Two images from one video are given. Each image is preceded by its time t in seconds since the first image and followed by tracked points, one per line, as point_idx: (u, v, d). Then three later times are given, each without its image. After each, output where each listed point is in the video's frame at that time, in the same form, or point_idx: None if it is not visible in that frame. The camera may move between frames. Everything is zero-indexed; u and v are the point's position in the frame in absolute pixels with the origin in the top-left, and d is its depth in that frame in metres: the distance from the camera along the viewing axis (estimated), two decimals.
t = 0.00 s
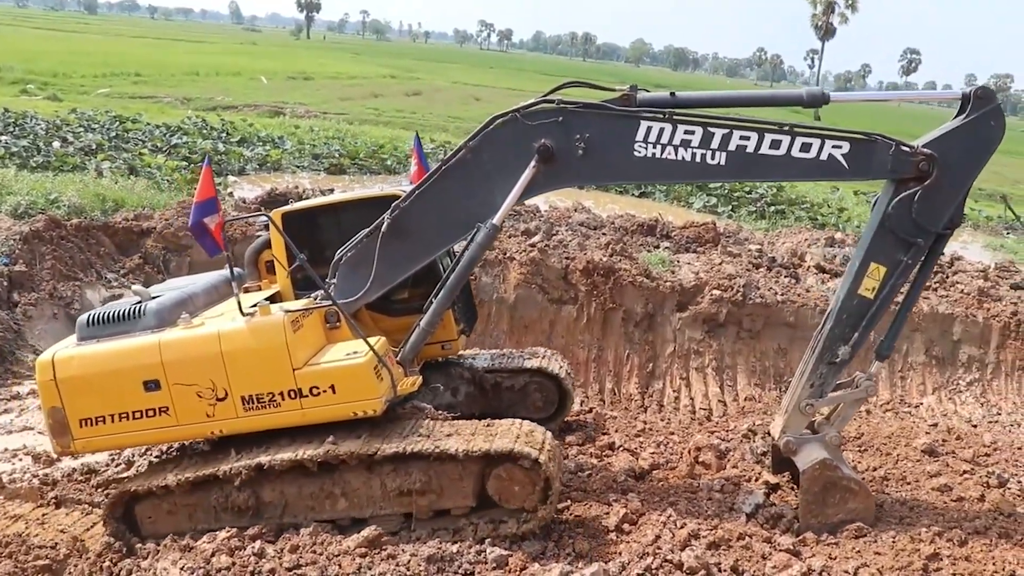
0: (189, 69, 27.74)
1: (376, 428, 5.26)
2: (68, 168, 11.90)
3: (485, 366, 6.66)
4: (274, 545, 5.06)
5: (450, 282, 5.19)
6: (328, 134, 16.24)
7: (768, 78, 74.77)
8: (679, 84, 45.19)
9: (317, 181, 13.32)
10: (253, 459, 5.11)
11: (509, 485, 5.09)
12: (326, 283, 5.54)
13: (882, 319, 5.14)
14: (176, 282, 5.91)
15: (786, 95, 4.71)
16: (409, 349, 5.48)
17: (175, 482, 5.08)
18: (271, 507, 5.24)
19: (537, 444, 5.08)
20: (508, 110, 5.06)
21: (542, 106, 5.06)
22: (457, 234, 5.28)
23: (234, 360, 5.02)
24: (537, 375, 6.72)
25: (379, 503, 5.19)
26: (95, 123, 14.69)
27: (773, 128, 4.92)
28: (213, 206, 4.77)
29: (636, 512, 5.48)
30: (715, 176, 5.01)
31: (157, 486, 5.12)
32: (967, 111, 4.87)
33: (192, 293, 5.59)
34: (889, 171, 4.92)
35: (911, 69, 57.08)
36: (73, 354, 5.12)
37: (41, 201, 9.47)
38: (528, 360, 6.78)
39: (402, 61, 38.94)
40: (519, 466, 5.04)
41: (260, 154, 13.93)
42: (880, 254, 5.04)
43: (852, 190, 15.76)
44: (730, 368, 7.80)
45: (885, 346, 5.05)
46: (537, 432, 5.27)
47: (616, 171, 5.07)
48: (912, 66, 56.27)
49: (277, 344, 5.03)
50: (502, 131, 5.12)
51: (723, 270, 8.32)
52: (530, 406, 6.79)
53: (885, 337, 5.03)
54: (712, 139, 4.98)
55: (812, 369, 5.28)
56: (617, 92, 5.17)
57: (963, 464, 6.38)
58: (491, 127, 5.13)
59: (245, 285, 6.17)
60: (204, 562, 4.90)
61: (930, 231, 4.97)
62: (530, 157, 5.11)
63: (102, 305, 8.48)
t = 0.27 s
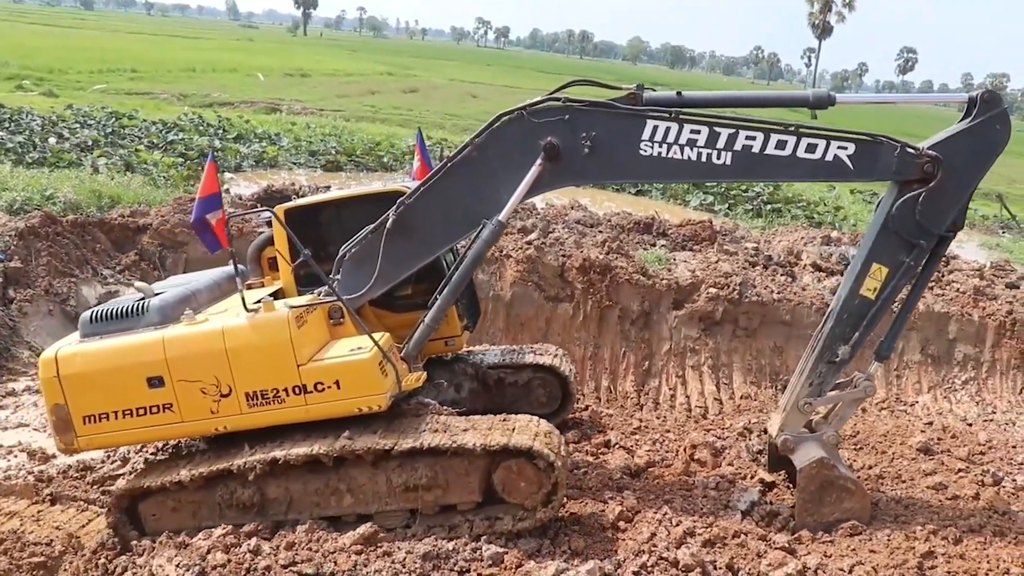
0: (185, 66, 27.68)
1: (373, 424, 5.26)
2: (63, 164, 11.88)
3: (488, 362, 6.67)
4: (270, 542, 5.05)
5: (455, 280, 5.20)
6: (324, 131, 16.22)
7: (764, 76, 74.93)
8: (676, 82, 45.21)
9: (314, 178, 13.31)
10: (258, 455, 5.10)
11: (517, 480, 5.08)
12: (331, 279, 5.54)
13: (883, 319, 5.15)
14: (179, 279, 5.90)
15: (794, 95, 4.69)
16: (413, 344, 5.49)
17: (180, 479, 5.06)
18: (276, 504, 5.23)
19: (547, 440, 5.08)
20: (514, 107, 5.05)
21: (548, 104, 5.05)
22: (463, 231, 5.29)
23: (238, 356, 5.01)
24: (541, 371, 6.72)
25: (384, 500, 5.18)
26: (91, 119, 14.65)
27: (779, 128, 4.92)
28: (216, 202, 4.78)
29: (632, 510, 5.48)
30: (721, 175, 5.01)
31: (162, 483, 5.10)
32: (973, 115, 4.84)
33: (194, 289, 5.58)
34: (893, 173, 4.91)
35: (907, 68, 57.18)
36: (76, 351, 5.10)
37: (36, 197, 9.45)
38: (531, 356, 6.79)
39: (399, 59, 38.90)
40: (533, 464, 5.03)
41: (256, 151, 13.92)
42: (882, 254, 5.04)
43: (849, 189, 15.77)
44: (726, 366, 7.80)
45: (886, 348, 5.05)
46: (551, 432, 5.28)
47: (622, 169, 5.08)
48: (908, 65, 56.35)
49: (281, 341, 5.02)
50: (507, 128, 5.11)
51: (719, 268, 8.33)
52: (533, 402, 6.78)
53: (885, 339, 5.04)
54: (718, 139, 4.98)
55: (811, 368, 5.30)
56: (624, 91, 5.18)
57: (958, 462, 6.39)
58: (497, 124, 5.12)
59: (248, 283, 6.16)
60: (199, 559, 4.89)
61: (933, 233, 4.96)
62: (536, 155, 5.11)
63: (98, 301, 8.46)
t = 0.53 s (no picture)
0: (181, 63, 27.61)
1: (371, 419, 5.26)
2: (59, 162, 11.86)
3: (491, 357, 6.68)
4: (267, 539, 5.06)
5: (459, 276, 5.20)
6: (320, 128, 16.19)
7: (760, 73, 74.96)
8: (672, 79, 45.22)
9: (310, 175, 13.29)
10: (265, 453, 5.09)
11: (524, 476, 5.07)
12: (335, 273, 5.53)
13: (883, 319, 5.17)
14: (181, 276, 5.89)
15: (799, 95, 4.72)
16: (418, 340, 5.46)
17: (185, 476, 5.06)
18: (282, 501, 5.22)
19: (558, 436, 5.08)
20: (519, 105, 5.04)
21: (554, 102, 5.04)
22: (468, 228, 5.28)
23: (242, 353, 5.00)
24: (544, 365, 6.74)
25: (392, 495, 5.17)
26: (86, 116, 14.62)
27: (784, 128, 4.91)
28: (220, 199, 4.80)
29: (629, 506, 5.49)
30: (727, 174, 5.01)
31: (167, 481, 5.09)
32: (977, 117, 4.85)
33: (197, 287, 5.58)
34: (897, 173, 4.92)
35: (904, 64, 57.22)
36: (80, 350, 5.09)
37: (32, 194, 9.43)
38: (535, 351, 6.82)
39: (396, 56, 38.86)
40: (545, 461, 5.03)
41: (253, 148, 13.90)
42: (885, 254, 5.05)
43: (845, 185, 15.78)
44: (723, 363, 7.81)
45: (885, 347, 5.06)
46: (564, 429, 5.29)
47: (627, 167, 5.07)
48: (905, 61, 56.40)
49: (285, 337, 5.01)
50: (513, 126, 5.10)
51: (716, 264, 8.33)
52: (537, 396, 6.79)
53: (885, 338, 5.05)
54: (723, 138, 4.98)
55: (811, 366, 5.32)
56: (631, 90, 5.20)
57: (954, 458, 6.41)
58: (502, 121, 5.11)
59: (251, 280, 6.16)
60: (197, 556, 4.89)
61: (935, 234, 4.97)
62: (541, 153, 5.10)
63: (94, 299, 8.45)
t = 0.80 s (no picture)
0: (177, 59, 27.54)
1: (370, 414, 5.26)
2: (55, 158, 11.83)
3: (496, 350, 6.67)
4: (265, 534, 5.05)
5: (463, 271, 5.19)
6: (317, 124, 16.17)
7: (758, 69, 74.94)
8: (669, 74, 45.21)
9: (307, 171, 13.28)
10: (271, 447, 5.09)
11: (533, 467, 5.06)
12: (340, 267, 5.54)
13: (885, 316, 5.17)
14: (183, 274, 5.92)
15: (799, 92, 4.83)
16: (423, 334, 5.48)
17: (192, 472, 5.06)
18: (289, 495, 5.24)
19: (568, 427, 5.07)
20: (525, 100, 5.02)
21: (560, 97, 5.03)
22: (473, 222, 5.28)
23: (247, 348, 5.00)
24: (549, 357, 6.72)
25: (399, 488, 5.19)
26: (82, 113, 14.58)
27: (790, 124, 4.91)
28: (223, 194, 4.80)
29: (626, 501, 5.50)
30: (733, 170, 5.01)
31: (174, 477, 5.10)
32: (983, 116, 4.84)
33: (200, 284, 5.61)
34: (901, 171, 4.91)
35: (901, 59, 57.23)
36: (84, 347, 5.07)
37: (28, 191, 9.41)
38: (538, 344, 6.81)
39: (393, 51, 38.80)
40: (556, 457, 5.03)
41: (249, 144, 13.88)
42: (887, 251, 5.04)
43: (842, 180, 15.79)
44: (720, 358, 7.82)
45: (884, 343, 5.10)
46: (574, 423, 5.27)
47: (634, 162, 5.06)
48: (901, 56, 56.43)
49: (291, 331, 5.01)
50: (519, 120, 5.09)
51: (713, 259, 8.33)
52: (541, 387, 6.78)
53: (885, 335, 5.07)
54: (729, 135, 4.97)
55: (811, 360, 5.32)
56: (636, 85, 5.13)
57: (951, 452, 6.42)
58: (508, 116, 5.09)
59: (254, 275, 6.18)
60: (195, 552, 4.89)
61: (939, 232, 4.96)
62: (546, 148, 5.09)
63: (91, 295, 8.44)
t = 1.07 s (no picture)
0: (174, 57, 27.50)
1: (368, 411, 5.26)
2: (52, 157, 11.81)
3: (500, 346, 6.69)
4: (263, 533, 5.05)
5: (470, 268, 5.17)
6: (314, 122, 16.15)
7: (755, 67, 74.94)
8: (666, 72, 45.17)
9: (304, 169, 13.27)
10: (278, 444, 5.11)
11: (541, 463, 5.06)
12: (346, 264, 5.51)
13: (887, 315, 5.18)
14: (188, 270, 5.88)
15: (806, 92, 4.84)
16: (428, 331, 5.44)
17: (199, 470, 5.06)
18: (297, 492, 5.24)
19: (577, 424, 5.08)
20: (533, 98, 5.02)
21: (568, 95, 5.02)
22: (479, 220, 5.27)
23: (254, 345, 5.00)
24: (553, 354, 6.71)
25: (407, 485, 5.18)
26: (79, 111, 14.56)
27: (796, 124, 4.93)
28: (229, 190, 4.83)
29: (625, 498, 5.50)
30: (739, 169, 5.01)
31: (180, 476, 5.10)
32: (989, 118, 4.85)
33: (206, 280, 5.56)
34: (907, 172, 4.93)
35: (897, 57, 57.33)
36: (89, 345, 5.06)
37: (24, 190, 9.40)
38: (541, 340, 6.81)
39: (390, 50, 38.77)
40: (568, 457, 5.06)
41: (246, 143, 13.87)
42: (891, 250, 5.06)
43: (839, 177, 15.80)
44: (718, 355, 7.82)
45: (886, 343, 5.08)
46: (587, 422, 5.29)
47: (641, 162, 5.07)
48: (898, 54, 56.44)
49: (298, 328, 5.01)
50: (526, 118, 5.08)
51: (710, 257, 8.34)
52: (547, 384, 6.74)
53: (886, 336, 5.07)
54: (736, 134, 4.98)
55: (812, 358, 5.33)
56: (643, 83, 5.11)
57: (948, 449, 6.43)
58: (515, 113, 5.08)
59: (258, 273, 6.14)
60: (193, 551, 4.89)
61: (942, 233, 4.98)
62: (554, 146, 5.08)
63: (88, 294, 8.43)
